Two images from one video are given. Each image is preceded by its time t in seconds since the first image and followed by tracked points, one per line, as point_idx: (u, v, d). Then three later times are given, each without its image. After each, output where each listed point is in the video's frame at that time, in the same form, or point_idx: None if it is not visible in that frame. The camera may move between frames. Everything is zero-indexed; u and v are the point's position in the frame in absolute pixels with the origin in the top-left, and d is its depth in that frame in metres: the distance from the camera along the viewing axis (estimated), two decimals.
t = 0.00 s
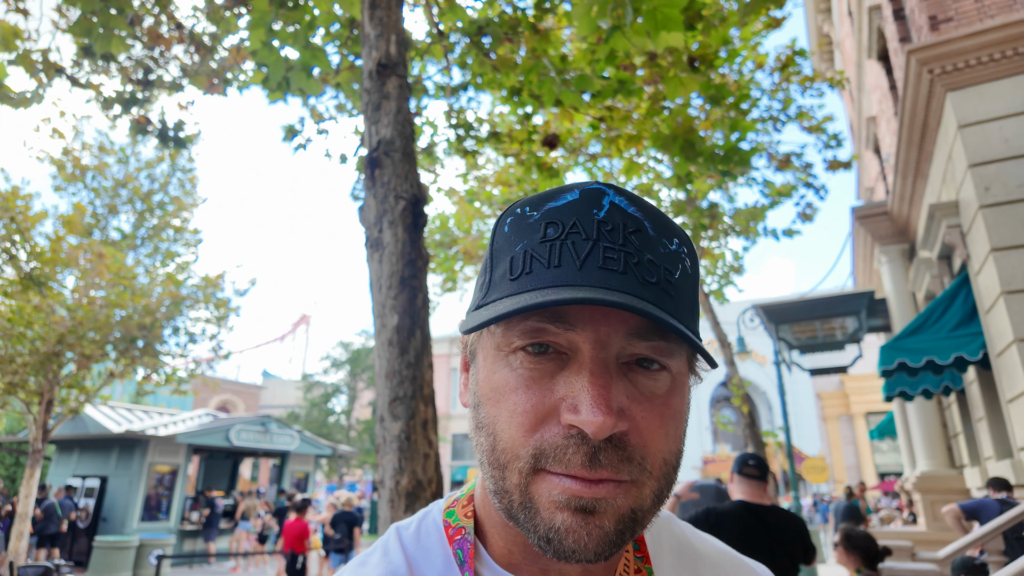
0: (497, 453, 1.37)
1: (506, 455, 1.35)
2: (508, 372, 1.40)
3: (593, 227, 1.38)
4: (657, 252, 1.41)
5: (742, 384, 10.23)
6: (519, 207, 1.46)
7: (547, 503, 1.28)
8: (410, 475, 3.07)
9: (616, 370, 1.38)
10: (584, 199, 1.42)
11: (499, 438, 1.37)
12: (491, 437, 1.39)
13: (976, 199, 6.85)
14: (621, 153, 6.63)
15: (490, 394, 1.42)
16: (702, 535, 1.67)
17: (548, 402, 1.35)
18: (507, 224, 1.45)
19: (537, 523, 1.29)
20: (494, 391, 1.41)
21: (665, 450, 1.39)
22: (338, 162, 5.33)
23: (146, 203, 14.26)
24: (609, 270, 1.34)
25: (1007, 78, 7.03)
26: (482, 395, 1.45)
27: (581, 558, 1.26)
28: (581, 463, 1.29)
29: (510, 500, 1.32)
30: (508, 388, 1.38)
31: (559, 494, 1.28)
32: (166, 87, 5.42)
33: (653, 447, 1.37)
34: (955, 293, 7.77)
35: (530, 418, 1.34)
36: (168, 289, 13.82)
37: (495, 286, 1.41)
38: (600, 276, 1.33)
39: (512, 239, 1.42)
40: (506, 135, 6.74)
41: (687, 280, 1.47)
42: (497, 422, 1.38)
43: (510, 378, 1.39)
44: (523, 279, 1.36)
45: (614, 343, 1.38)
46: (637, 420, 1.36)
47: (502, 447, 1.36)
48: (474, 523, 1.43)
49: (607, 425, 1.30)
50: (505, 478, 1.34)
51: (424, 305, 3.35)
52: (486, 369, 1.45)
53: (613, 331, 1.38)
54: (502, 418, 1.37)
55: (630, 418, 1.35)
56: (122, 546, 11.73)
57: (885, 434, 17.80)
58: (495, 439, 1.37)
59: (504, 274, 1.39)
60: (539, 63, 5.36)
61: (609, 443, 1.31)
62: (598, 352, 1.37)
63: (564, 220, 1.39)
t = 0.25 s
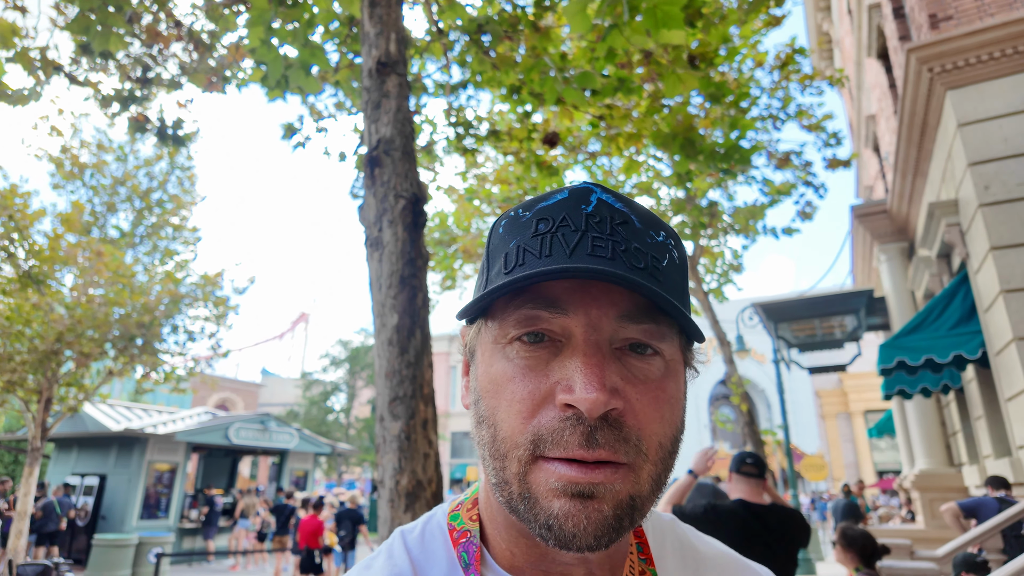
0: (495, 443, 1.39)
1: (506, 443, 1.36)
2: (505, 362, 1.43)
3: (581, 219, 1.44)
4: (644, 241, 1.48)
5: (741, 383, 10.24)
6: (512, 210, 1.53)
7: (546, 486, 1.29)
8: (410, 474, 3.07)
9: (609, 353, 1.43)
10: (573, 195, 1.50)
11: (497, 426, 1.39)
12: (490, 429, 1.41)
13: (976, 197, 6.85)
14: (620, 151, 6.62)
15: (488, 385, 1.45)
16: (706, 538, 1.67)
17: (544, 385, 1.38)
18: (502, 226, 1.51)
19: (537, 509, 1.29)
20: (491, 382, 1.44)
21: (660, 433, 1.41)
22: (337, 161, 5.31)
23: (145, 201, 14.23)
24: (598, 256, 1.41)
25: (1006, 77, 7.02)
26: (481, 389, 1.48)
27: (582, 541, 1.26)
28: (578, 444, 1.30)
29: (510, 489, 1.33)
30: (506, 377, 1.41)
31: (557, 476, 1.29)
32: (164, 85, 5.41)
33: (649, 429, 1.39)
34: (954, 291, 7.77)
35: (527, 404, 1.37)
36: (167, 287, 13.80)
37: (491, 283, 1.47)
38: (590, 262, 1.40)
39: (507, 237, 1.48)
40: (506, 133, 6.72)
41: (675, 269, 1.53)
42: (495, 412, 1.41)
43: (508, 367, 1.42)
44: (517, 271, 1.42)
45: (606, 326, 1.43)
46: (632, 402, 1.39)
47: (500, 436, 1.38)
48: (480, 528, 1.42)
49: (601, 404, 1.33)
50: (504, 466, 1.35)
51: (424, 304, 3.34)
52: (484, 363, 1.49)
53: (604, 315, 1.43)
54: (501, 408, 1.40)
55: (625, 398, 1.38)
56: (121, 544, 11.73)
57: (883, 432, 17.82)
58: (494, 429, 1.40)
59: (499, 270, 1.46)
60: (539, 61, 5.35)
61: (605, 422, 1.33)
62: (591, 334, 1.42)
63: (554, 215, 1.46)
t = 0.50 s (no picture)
0: (490, 435, 1.38)
1: (500, 433, 1.36)
2: (498, 355, 1.43)
3: (570, 216, 1.44)
4: (631, 236, 1.47)
5: (740, 380, 10.25)
6: (502, 212, 1.54)
7: (541, 473, 1.28)
8: (408, 473, 3.06)
9: (600, 343, 1.43)
10: (561, 194, 1.50)
11: (492, 418, 1.38)
12: (485, 421, 1.41)
13: (974, 195, 6.84)
14: (619, 149, 6.61)
15: (482, 379, 1.44)
16: (705, 540, 1.66)
17: (537, 375, 1.37)
18: (494, 228, 1.52)
19: (534, 497, 1.28)
20: (486, 375, 1.43)
21: (655, 420, 1.40)
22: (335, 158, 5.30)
23: (143, 198, 14.19)
24: (588, 251, 1.41)
25: (1005, 74, 7.02)
26: (476, 384, 1.47)
27: (578, 527, 1.25)
28: (572, 429, 1.29)
29: (506, 479, 1.32)
30: (500, 369, 1.41)
31: (552, 463, 1.28)
32: (162, 82, 5.39)
33: (642, 416, 1.38)
34: (952, 289, 7.77)
35: (520, 393, 1.37)
36: (165, 284, 13.78)
37: (484, 282, 1.47)
38: (580, 256, 1.40)
39: (498, 237, 1.48)
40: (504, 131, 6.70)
41: (663, 264, 1.53)
42: (489, 404, 1.40)
43: (501, 360, 1.42)
44: (508, 268, 1.42)
45: (596, 316, 1.43)
46: (624, 389, 1.38)
47: (494, 426, 1.37)
48: (479, 530, 1.41)
49: (594, 390, 1.33)
50: (499, 457, 1.34)
51: (422, 303, 3.33)
52: (478, 358, 1.49)
53: (594, 306, 1.43)
54: (495, 400, 1.39)
55: (618, 386, 1.37)
56: (119, 541, 11.73)
57: (882, 430, 17.85)
58: (488, 421, 1.39)
59: (492, 268, 1.45)
60: (538, 58, 5.34)
61: (597, 408, 1.33)
62: (582, 325, 1.42)
63: (543, 214, 1.46)
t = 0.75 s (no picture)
0: (496, 430, 1.38)
1: (507, 428, 1.36)
2: (505, 351, 1.43)
3: (576, 216, 1.45)
4: (637, 236, 1.48)
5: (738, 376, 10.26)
6: (510, 213, 1.55)
7: (548, 467, 1.28)
8: (408, 470, 3.06)
9: (606, 341, 1.43)
10: (568, 195, 1.51)
11: (498, 413, 1.38)
12: (491, 417, 1.41)
13: (973, 192, 6.85)
14: (618, 145, 6.59)
15: (489, 375, 1.44)
16: (709, 538, 1.67)
17: (543, 372, 1.38)
18: (501, 228, 1.52)
19: (539, 491, 1.28)
20: (492, 371, 1.43)
21: (660, 417, 1.40)
22: (334, 154, 5.28)
23: (140, 194, 14.15)
24: (594, 251, 1.42)
25: (1004, 71, 7.02)
26: (482, 379, 1.47)
27: (583, 520, 1.25)
28: (578, 424, 1.30)
29: (512, 472, 1.32)
30: (506, 365, 1.41)
31: (558, 458, 1.28)
32: (159, 77, 5.36)
33: (647, 412, 1.38)
34: (950, 286, 7.78)
35: (527, 390, 1.37)
36: (163, 280, 13.75)
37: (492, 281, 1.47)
38: (587, 255, 1.41)
39: (506, 237, 1.48)
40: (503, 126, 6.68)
41: (668, 263, 1.53)
42: (495, 399, 1.40)
43: (509, 356, 1.42)
44: (515, 266, 1.42)
45: (602, 314, 1.44)
46: (630, 386, 1.38)
47: (501, 421, 1.37)
48: (486, 525, 1.41)
49: (600, 387, 1.33)
50: (505, 452, 1.34)
51: (422, 299, 3.33)
52: (484, 354, 1.49)
53: (600, 304, 1.44)
54: (502, 395, 1.39)
55: (623, 382, 1.38)
56: (118, 537, 11.72)
57: (879, 426, 17.90)
58: (495, 416, 1.39)
59: (499, 267, 1.46)
60: (537, 53, 5.33)
61: (604, 403, 1.33)
62: (587, 323, 1.42)
63: (551, 214, 1.47)
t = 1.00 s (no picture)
0: (498, 428, 1.38)
1: (508, 425, 1.36)
2: (507, 349, 1.43)
3: (579, 215, 1.46)
4: (638, 235, 1.48)
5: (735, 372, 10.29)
6: (513, 211, 1.55)
7: (549, 466, 1.28)
8: (406, 465, 3.06)
9: (607, 338, 1.43)
10: (570, 194, 1.51)
11: (500, 411, 1.39)
12: (493, 415, 1.41)
13: (969, 188, 6.86)
14: (616, 141, 6.58)
15: (490, 372, 1.44)
16: (708, 534, 1.67)
17: (544, 370, 1.38)
18: (504, 226, 1.53)
19: (539, 490, 1.28)
20: (494, 369, 1.44)
21: (659, 415, 1.41)
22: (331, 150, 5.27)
23: (137, 189, 14.09)
24: (595, 248, 1.42)
25: (1002, 67, 7.02)
26: (483, 376, 1.47)
27: (582, 518, 1.25)
28: (579, 421, 1.30)
29: (513, 469, 1.32)
30: (507, 363, 1.41)
31: (559, 457, 1.28)
32: (156, 72, 5.34)
33: (647, 410, 1.38)
34: (946, 282, 7.81)
35: (528, 388, 1.37)
36: (160, 276, 13.73)
37: (494, 278, 1.47)
38: (588, 253, 1.41)
39: (508, 235, 1.49)
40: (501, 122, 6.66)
41: (669, 262, 1.53)
42: (497, 397, 1.40)
43: (510, 354, 1.42)
44: (517, 264, 1.43)
45: (603, 312, 1.44)
46: (630, 383, 1.39)
47: (502, 420, 1.37)
48: (486, 522, 1.41)
49: (599, 384, 1.34)
50: (506, 450, 1.34)
51: (420, 295, 3.33)
52: (486, 352, 1.49)
53: (601, 302, 1.44)
54: (503, 393, 1.40)
55: (623, 380, 1.38)
56: (115, 532, 11.73)
57: (875, 421, 17.97)
58: (496, 414, 1.39)
59: (501, 265, 1.46)
60: (535, 48, 5.33)
61: (603, 401, 1.34)
62: (588, 320, 1.43)
63: (553, 212, 1.47)
